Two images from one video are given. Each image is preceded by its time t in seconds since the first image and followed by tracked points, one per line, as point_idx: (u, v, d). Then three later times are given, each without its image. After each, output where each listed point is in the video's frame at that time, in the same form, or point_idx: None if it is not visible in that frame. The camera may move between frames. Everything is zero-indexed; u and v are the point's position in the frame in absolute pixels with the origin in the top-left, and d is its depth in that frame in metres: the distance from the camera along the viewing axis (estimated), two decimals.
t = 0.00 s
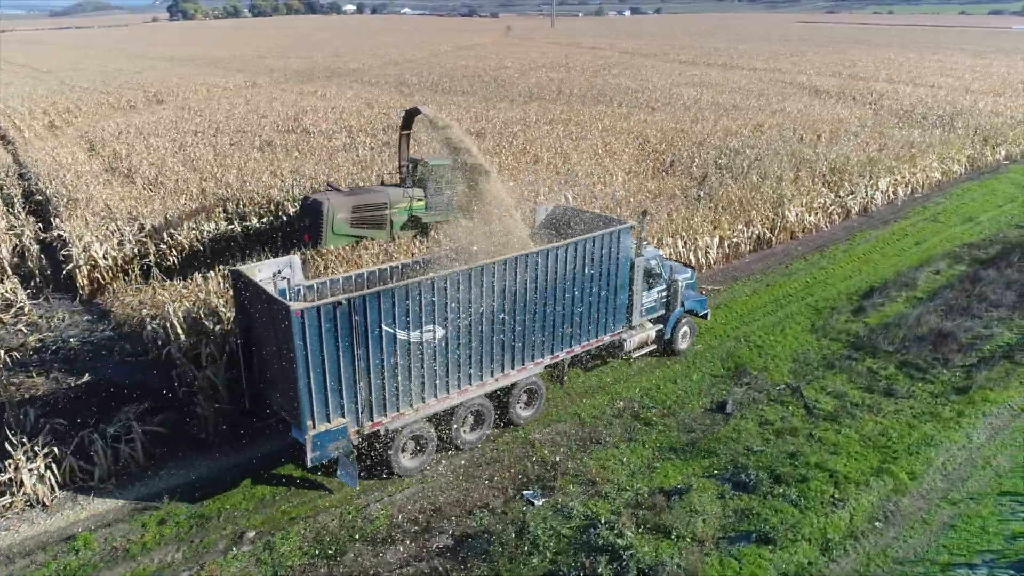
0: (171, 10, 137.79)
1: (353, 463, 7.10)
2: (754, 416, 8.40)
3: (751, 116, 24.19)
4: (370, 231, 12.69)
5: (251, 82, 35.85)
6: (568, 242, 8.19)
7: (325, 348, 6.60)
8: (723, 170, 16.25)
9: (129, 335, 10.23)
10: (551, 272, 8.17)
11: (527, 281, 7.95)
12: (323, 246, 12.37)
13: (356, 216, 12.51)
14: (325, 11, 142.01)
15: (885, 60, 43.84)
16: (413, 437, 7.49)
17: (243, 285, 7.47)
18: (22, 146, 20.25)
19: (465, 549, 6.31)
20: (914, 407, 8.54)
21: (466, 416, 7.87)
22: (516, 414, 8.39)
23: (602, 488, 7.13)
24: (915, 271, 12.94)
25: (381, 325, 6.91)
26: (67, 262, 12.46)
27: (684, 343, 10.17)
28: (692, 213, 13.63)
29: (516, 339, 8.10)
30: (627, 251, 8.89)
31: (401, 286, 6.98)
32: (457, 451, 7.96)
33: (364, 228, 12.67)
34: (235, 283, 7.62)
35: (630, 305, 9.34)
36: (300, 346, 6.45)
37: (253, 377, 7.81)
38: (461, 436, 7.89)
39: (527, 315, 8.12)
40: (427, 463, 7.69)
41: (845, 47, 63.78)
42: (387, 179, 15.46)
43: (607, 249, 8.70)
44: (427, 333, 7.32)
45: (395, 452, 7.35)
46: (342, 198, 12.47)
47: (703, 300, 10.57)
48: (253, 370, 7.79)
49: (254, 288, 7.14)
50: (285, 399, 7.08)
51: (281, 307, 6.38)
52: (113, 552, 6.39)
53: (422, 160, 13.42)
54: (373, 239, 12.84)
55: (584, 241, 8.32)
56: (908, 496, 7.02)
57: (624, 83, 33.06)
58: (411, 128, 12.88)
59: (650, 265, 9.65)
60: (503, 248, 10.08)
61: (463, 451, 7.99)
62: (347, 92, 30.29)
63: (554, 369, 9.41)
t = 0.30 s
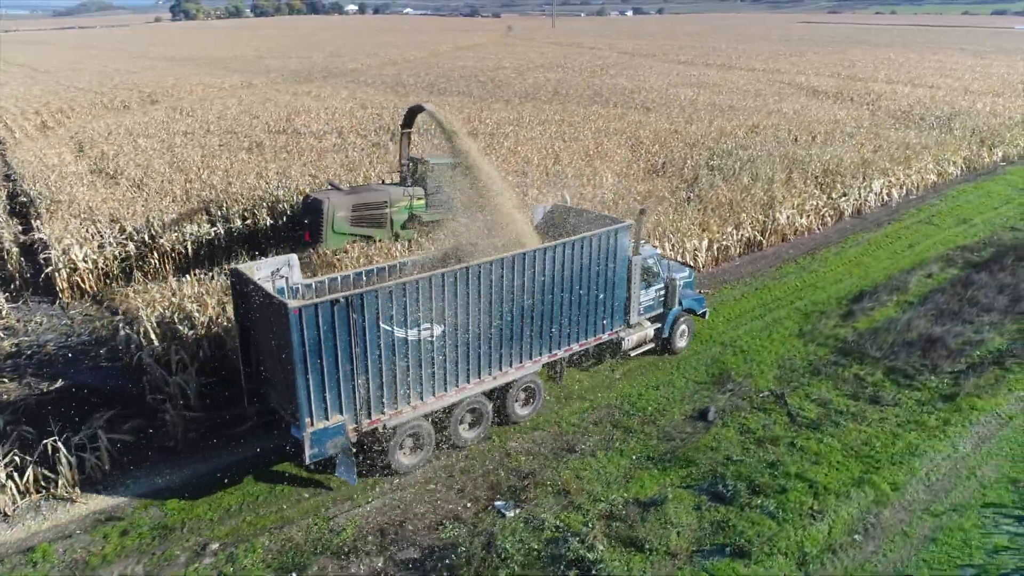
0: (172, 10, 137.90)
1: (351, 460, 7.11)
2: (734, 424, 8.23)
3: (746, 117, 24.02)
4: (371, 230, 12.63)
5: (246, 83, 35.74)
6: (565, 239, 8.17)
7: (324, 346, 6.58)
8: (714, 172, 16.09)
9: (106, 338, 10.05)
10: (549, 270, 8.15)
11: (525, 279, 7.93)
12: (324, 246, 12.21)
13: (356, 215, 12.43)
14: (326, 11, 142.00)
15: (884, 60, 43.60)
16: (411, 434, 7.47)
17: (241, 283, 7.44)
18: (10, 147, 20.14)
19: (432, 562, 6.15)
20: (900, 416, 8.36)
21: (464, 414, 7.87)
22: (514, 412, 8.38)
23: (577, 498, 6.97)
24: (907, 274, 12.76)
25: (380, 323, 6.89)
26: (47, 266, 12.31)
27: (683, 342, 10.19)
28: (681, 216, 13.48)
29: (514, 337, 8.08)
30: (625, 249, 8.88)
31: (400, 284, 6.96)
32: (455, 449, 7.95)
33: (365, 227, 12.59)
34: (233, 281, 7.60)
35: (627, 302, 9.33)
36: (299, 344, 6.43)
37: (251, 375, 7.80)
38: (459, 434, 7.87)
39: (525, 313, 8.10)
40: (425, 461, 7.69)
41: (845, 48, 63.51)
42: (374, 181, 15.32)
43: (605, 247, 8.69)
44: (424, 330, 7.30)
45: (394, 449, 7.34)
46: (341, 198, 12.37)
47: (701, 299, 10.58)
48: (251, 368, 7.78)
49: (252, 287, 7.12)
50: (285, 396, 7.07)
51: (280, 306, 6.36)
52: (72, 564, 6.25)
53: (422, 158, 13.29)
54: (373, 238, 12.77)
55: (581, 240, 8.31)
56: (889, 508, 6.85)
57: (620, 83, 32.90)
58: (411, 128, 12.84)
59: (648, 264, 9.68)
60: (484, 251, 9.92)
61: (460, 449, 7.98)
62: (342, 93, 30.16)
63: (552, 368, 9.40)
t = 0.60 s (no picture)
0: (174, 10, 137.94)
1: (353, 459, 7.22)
2: (716, 432, 8.09)
3: (742, 117, 23.83)
4: (373, 229, 12.72)
5: (242, 83, 35.63)
6: (565, 238, 8.26)
7: (326, 343, 6.65)
8: (706, 174, 15.92)
9: (82, 342, 9.87)
10: (550, 268, 8.26)
11: (526, 278, 8.03)
12: (328, 246, 12.33)
13: (358, 214, 12.54)
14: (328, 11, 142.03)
15: (884, 61, 43.36)
16: (411, 431, 7.55)
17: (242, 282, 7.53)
18: None
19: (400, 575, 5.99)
20: (886, 424, 8.20)
21: (464, 411, 7.95)
22: (514, 411, 8.46)
23: (553, 508, 6.82)
24: (900, 278, 12.58)
25: (382, 320, 6.97)
26: (28, 269, 12.16)
27: (682, 342, 10.24)
28: (670, 218, 13.31)
29: (515, 335, 8.18)
30: (625, 249, 8.99)
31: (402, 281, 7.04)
32: (455, 446, 8.04)
33: (367, 226, 12.69)
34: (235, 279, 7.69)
35: (627, 302, 9.44)
36: (301, 341, 6.51)
37: (253, 373, 7.88)
38: (459, 432, 7.96)
39: (526, 311, 8.19)
40: (426, 458, 7.77)
41: (846, 48, 63.26)
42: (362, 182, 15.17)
43: (605, 247, 8.80)
44: (426, 328, 7.38)
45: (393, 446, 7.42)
46: (344, 197, 12.50)
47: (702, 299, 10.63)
48: (253, 365, 7.86)
49: (253, 285, 7.19)
50: (287, 393, 7.14)
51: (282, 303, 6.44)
52: None
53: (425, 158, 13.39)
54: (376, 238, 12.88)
55: (581, 239, 8.42)
56: (871, 519, 6.68)
57: (617, 84, 32.74)
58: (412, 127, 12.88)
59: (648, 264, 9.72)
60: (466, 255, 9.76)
61: (460, 446, 8.06)
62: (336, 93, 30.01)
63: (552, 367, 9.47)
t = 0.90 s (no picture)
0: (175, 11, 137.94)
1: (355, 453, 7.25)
2: (700, 440, 7.94)
3: (738, 118, 23.65)
4: (375, 229, 12.79)
5: (238, 84, 35.52)
6: (566, 238, 8.30)
7: (329, 342, 6.75)
8: (699, 177, 15.76)
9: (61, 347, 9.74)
10: (552, 267, 8.32)
11: (528, 277, 8.11)
12: (329, 245, 12.43)
13: (361, 214, 12.62)
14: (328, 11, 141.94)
15: (884, 61, 43.10)
16: (415, 429, 7.59)
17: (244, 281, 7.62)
18: None
19: None
20: (873, 432, 8.05)
21: (466, 410, 8.01)
22: (516, 408, 8.50)
23: (529, 518, 6.69)
24: (893, 281, 12.43)
25: (384, 319, 7.07)
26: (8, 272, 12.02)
27: (683, 340, 10.25)
28: (661, 221, 13.17)
29: (518, 334, 8.26)
30: (626, 248, 9.02)
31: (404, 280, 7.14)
32: (457, 443, 8.08)
33: (370, 226, 12.76)
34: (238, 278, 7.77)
35: (629, 301, 9.46)
36: (304, 338, 6.61)
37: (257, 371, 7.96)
38: (461, 429, 8.01)
39: (528, 310, 8.26)
40: (430, 455, 7.82)
41: (847, 48, 62.97)
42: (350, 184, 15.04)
43: (607, 246, 8.84)
44: (428, 327, 7.47)
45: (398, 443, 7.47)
46: (347, 196, 12.57)
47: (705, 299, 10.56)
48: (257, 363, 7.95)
49: (255, 285, 7.28)
50: (290, 392, 7.21)
51: (284, 301, 6.55)
52: None
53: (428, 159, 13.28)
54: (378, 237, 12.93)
55: (583, 238, 8.47)
56: (853, 531, 6.53)
57: (614, 85, 32.55)
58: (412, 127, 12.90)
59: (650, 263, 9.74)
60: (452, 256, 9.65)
61: (462, 443, 8.10)
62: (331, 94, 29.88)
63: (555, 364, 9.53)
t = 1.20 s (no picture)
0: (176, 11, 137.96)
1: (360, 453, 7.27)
2: (682, 449, 7.78)
3: (733, 120, 23.48)
4: (377, 229, 12.53)
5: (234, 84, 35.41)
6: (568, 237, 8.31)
7: (333, 339, 6.75)
8: (691, 179, 15.61)
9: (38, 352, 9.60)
10: (555, 265, 8.32)
11: (531, 275, 8.11)
12: (332, 247, 12.14)
13: (363, 214, 12.34)
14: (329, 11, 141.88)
15: (884, 61, 42.84)
16: (419, 426, 7.66)
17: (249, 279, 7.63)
18: None
19: None
20: (859, 441, 7.89)
21: (469, 408, 8.03)
22: (519, 406, 8.55)
23: (503, 530, 6.54)
24: (885, 285, 12.28)
25: (388, 317, 7.07)
26: None
27: (684, 338, 10.29)
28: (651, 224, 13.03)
29: (521, 332, 8.26)
30: (628, 246, 9.04)
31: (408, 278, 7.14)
32: (460, 440, 8.16)
33: (372, 225, 12.49)
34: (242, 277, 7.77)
35: (631, 300, 9.48)
36: (308, 336, 6.61)
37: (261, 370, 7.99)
38: (465, 427, 8.06)
39: (531, 308, 8.26)
40: (433, 452, 7.89)
41: (848, 49, 62.68)
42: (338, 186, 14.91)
43: (610, 245, 8.85)
44: (432, 325, 7.47)
45: (402, 440, 7.54)
46: (349, 195, 12.29)
47: (705, 296, 10.71)
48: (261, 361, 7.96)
49: (261, 283, 7.30)
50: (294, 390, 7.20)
51: (289, 299, 6.57)
52: None
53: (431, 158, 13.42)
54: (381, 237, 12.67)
55: (586, 237, 8.48)
56: (835, 545, 6.37)
57: (610, 86, 32.39)
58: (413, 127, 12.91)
59: (651, 262, 9.68)
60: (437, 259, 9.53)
61: (465, 440, 8.16)
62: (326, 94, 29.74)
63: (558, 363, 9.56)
